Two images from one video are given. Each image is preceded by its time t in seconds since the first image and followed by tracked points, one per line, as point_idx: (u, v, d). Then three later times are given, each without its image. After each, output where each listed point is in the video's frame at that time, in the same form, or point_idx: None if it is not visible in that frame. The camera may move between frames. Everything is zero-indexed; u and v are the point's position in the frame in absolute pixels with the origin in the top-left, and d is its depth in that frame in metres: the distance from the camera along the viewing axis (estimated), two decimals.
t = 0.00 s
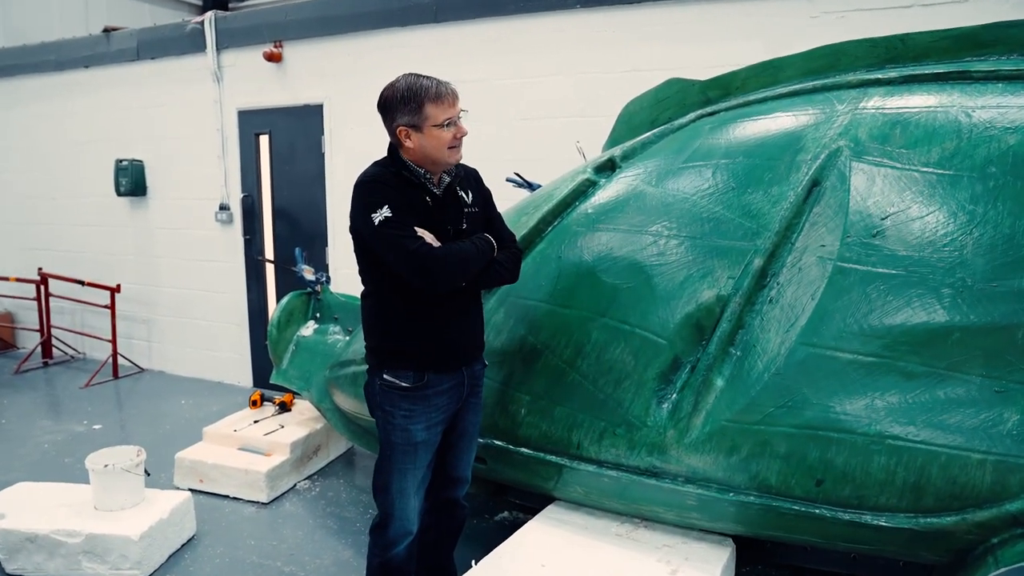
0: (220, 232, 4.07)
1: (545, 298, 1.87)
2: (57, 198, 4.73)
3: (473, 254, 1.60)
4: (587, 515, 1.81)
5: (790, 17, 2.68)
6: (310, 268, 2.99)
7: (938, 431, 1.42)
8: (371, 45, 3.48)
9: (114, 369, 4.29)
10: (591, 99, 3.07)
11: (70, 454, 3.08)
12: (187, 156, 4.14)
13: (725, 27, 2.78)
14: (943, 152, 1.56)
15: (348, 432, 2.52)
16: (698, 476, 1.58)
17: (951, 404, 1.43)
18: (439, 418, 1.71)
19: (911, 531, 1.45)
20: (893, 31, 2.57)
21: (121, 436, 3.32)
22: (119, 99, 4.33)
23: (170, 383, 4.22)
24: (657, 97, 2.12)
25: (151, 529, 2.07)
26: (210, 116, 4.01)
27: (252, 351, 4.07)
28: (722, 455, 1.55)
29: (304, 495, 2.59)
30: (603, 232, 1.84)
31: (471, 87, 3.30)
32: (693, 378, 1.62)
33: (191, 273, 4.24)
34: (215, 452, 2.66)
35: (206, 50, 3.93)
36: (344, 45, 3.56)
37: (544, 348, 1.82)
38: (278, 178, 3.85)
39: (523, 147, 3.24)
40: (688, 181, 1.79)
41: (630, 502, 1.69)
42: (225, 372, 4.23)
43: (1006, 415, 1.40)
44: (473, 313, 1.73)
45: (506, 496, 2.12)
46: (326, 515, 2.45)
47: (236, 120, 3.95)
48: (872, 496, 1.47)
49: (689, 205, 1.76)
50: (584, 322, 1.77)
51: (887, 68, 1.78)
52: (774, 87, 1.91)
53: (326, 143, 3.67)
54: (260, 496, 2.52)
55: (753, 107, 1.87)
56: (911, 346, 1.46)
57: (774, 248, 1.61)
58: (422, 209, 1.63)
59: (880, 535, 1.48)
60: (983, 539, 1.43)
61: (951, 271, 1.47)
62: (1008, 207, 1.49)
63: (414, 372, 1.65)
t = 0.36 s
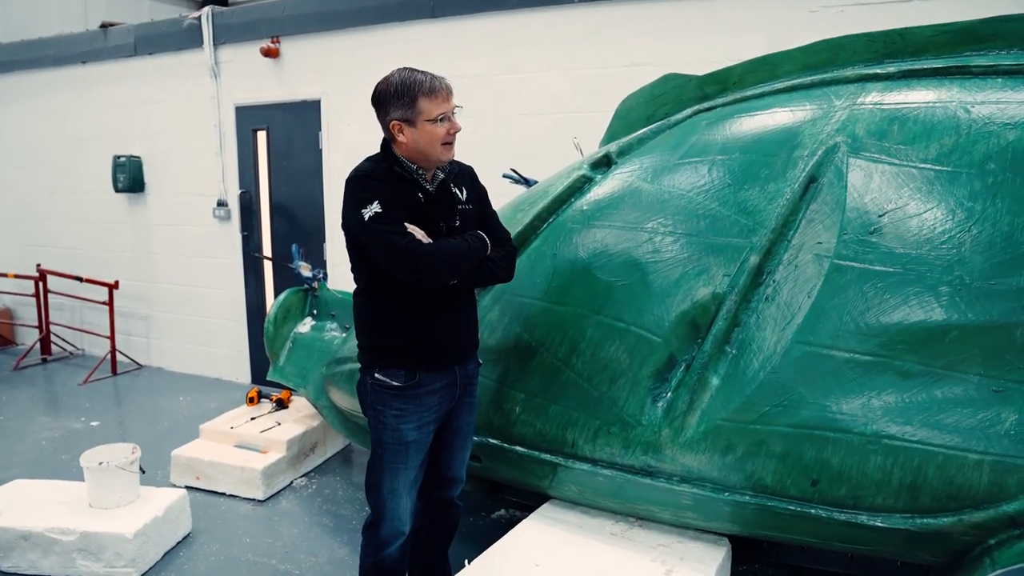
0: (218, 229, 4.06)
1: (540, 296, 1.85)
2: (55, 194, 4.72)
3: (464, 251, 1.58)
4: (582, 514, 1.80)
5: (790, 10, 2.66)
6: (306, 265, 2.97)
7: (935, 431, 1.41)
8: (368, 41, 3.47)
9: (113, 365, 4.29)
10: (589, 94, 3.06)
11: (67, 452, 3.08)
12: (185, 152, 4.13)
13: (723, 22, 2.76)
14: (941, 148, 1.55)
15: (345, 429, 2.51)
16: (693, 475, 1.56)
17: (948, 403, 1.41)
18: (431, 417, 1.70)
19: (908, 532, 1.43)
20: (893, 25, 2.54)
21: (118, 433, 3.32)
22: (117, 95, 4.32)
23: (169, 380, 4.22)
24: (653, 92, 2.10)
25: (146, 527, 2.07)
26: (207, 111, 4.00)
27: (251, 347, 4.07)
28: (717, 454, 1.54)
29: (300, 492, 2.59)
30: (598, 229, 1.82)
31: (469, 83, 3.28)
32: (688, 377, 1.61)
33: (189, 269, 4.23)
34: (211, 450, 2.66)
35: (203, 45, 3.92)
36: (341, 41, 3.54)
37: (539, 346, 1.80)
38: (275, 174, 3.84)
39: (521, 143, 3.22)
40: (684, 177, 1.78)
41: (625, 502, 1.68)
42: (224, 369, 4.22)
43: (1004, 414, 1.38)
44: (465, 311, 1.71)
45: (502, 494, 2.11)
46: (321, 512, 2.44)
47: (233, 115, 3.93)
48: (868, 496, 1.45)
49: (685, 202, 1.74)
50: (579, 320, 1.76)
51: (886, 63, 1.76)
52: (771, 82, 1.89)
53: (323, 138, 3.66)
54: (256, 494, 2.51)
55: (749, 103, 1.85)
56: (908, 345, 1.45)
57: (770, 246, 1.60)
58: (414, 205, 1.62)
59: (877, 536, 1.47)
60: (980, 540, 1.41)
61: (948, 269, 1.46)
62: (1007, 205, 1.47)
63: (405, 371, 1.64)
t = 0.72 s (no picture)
0: (225, 226, 4.07)
1: (544, 295, 1.84)
2: (64, 191, 4.75)
3: (471, 248, 1.57)
4: (586, 514, 1.79)
5: (799, 6, 2.63)
6: (313, 262, 2.97)
7: (944, 434, 1.39)
8: (375, 37, 3.46)
9: (121, 361, 4.31)
10: (596, 91, 3.03)
11: (75, 448, 3.10)
12: (192, 149, 4.14)
13: (732, 18, 2.73)
14: (953, 146, 1.52)
15: (350, 426, 2.51)
16: (698, 476, 1.55)
17: (958, 406, 1.39)
18: (439, 417, 1.69)
19: (917, 536, 1.41)
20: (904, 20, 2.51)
21: (126, 429, 3.34)
22: (125, 92, 4.33)
23: (177, 376, 4.24)
24: (660, 89, 2.07)
25: (151, 524, 2.07)
26: (215, 108, 4.01)
27: (258, 344, 4.08)
28: (722, 455, 1.52)
29: (306, 489, 2.59)
30: (603, 227, 1.80)
31: (476, 80, 3.26)
32: (693, 377, 1.59)
33: (197, 266, 4.24)
34: (217, 447, 2.66)
35: (211, 42, 3.92)
36: (347, 37, 3.53)
37: (544, 345, 1.79)
38: (282, 171, 3.85)
39: (527, 140, 3.21)
40: (690, 175, 1.76)
41: (629, 502, 1.67)
42: (231, 365, 4.23)
43: (1015, 417, 1.36)
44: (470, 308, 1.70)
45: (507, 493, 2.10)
46: (327, 510, 2.44)
47: (241, 112, 3.94)
48: (875, 499, 1.43)
49: (691, 200, 1.72)
50: (584, 319, 1.75)
51: (896, 59, 1.73)
52: (779, 79, 1.87)
53: (330, 135, 3.65)
54: (262, 491, 2.52)
55: (757, 100, 1.83)
56: (917, 346, 1.43)
57: (777, 245, 1.58)
58: (419, 202, 1.61)
59: (884, 539, 1.45)
60: (990, 544, 1.39)
61: (959, 268, 1.43)
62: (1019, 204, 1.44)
63: (412, 371, 1.63)
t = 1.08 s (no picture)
0: (240, 225, 4.10)
1: (556, 295, 1.83)
2: (82, 190, 4.80)
3: (492, 243, 1.58)
4: (598, 516, 1.78)
5: (815, 4, 2.60)
6: (326, 261, 2.98)
7: (961, 439, 1.37)
8: (388, 37, 3.47)
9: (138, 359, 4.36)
10: (609, 90, 3.02)
11: (91, 444, 3.13)
12: (208, 148, 4.17)
13: (746, 16, 2.71)
14: (972, 146, 1.50)
15: (363, 425, 2.51)
16: (709, 479, 1.54)
17: (976, 411, 1.37)
18: (456, 419, 1.69)
19: (933, 542, 1.40)
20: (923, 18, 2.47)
21: (142, 426, 3.37)
22: (142, 92, 4.37)
23: (192, 374, 4.27)
24: (674, 88, 2.06)
25: (164, 522, 2.09)
26: (230, 108, 4.03)
27: (272, 343, 4.10)
28: (735, 458, 1.51)
29: (318, 488, 2.60)
30: (616, 227, 1.79)
31: (489, 79, 3.26)
32: (705, 379, 1.57)
33: (212, 264, 4.27)
34: (231, 445, 2.68)
35: (226, 42, 3.95)
36: (361, 37, 3.54)
37: (556, 346, 1.78)
38: (297, 171, 3.87)
39: (540, 140, 3.20)
40: (704, 175, 1.74)
41: (641, 505, 1.66)
42: (246, 363, 4.26)
43: None
44: (485, 306, 1.71)
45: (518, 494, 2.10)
46: (339, 509, 2.45)
47: (256, 112, 3.96)
48: (891, 505, 1.41)
49: (704, 200, 1.70)
50: (596, 319, 1.74)
51: (914, 57, 1.71)
52: (795, 78, 1.85)
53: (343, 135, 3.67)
54: (275, 489, 2.53)
55: (772, 99, 1.81)
56: (934, 350, 1.40)
57: (791, 246, 1.56)
58: (438, 196, 1.61)
59: (900, 545, 1.43)
60: (1007, 552, 1.37)
61: (977, 271, 1.41)
62: None
63: (431, 372, 1.63)
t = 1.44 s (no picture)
0: (258, 224, 4.13)
1: (573, 297, 1.83)
2: (103, 190, 4.86)
3: (509, 246, 1.57)
4: (613, 518, 1.77)
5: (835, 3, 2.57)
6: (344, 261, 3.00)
7: (983, 444, 1.35)
8: (405, 38, 3.48)
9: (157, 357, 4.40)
10: (626, 90, 3.01)
11: (111, 441, 3.17)
12: (227, 148, 4.20)
13: (766, 15, 2.69)
14: (995, 147, 1.48)
15: (379, 424, 2.53)
16: (726, 482, 1.53)
17: (999, 416, 1.35)
18: (471, 420, 1.69)
19: (954, 549, 1.38)
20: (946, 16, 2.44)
21: (161, 424, 3.40)
22: (163, 92, 4.42)
23: (211, 372, 4.31)
24: (693, 88, 2.05)
25: (182, 519, 2.11)
26: (249, 109, 4.06)
27: (289, 342, 4.13)
28: (752, 461, 1.50)
29: (335, 487, 2.62)
30: (633, 228, 1.79)
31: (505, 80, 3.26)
32: (722, 381, 1.56)
33: (230, 264, 4.31)
34: (249, 443, 2.70)
35: (245, 43, 3.98)
36: (378, 38, 3.56)
37: (572, 347, 1.78)
38: (315, 171, 3.90)
39: (557, 141, 3.20)
40: (722, 176, 1.73)
41: (656, 507, 1.65)
42: (264, 362, 4.29)
43: None
44: (502, 308, 1.70)
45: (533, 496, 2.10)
46: (354, 508, 2.46)
47: (274, 112, 3.99)
48: (911, 510, 1.40)
49: (722, 201, 1.69)
50: (612, 321, 1.73)
51: (937, 57, 1.69)
52: (814, 79, 1.83)
53: (361, 135, 3.69)
54: (292, 488, 2.55)
55: (791, 99, 1.79)
56: (956, 354, 1.38)
57: (810, 248, 1.54)
58: (457, 197, 1.61)
59: (920, 551, 1.41)
60: None
61: (1000, 274, 1.39)
62: None
63: (446, 372, 1.63)
